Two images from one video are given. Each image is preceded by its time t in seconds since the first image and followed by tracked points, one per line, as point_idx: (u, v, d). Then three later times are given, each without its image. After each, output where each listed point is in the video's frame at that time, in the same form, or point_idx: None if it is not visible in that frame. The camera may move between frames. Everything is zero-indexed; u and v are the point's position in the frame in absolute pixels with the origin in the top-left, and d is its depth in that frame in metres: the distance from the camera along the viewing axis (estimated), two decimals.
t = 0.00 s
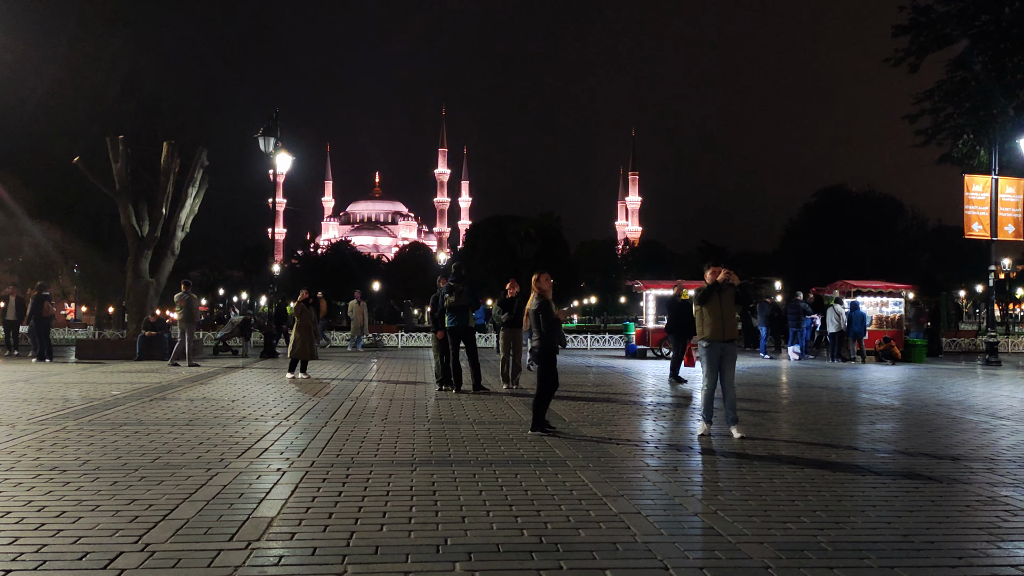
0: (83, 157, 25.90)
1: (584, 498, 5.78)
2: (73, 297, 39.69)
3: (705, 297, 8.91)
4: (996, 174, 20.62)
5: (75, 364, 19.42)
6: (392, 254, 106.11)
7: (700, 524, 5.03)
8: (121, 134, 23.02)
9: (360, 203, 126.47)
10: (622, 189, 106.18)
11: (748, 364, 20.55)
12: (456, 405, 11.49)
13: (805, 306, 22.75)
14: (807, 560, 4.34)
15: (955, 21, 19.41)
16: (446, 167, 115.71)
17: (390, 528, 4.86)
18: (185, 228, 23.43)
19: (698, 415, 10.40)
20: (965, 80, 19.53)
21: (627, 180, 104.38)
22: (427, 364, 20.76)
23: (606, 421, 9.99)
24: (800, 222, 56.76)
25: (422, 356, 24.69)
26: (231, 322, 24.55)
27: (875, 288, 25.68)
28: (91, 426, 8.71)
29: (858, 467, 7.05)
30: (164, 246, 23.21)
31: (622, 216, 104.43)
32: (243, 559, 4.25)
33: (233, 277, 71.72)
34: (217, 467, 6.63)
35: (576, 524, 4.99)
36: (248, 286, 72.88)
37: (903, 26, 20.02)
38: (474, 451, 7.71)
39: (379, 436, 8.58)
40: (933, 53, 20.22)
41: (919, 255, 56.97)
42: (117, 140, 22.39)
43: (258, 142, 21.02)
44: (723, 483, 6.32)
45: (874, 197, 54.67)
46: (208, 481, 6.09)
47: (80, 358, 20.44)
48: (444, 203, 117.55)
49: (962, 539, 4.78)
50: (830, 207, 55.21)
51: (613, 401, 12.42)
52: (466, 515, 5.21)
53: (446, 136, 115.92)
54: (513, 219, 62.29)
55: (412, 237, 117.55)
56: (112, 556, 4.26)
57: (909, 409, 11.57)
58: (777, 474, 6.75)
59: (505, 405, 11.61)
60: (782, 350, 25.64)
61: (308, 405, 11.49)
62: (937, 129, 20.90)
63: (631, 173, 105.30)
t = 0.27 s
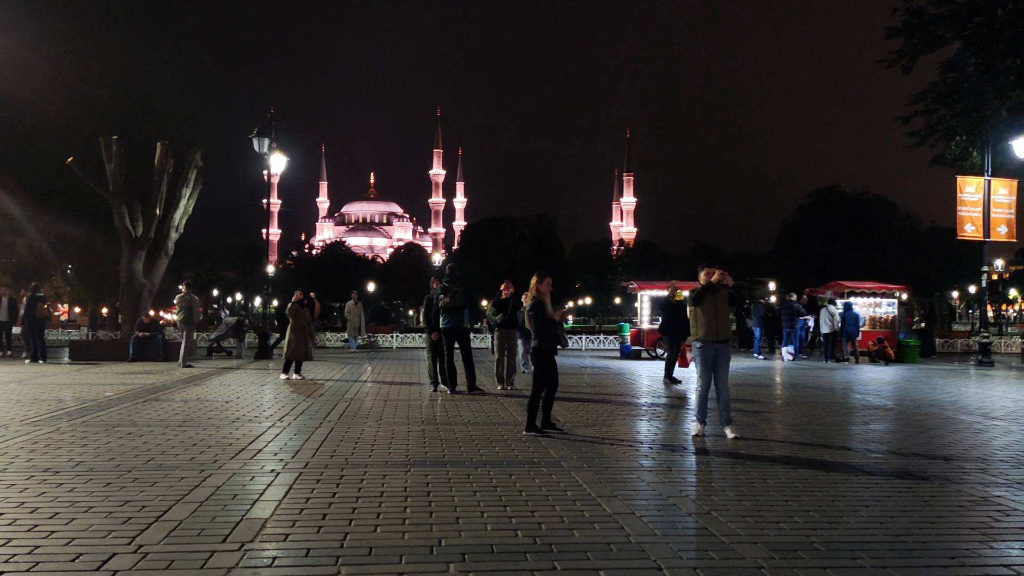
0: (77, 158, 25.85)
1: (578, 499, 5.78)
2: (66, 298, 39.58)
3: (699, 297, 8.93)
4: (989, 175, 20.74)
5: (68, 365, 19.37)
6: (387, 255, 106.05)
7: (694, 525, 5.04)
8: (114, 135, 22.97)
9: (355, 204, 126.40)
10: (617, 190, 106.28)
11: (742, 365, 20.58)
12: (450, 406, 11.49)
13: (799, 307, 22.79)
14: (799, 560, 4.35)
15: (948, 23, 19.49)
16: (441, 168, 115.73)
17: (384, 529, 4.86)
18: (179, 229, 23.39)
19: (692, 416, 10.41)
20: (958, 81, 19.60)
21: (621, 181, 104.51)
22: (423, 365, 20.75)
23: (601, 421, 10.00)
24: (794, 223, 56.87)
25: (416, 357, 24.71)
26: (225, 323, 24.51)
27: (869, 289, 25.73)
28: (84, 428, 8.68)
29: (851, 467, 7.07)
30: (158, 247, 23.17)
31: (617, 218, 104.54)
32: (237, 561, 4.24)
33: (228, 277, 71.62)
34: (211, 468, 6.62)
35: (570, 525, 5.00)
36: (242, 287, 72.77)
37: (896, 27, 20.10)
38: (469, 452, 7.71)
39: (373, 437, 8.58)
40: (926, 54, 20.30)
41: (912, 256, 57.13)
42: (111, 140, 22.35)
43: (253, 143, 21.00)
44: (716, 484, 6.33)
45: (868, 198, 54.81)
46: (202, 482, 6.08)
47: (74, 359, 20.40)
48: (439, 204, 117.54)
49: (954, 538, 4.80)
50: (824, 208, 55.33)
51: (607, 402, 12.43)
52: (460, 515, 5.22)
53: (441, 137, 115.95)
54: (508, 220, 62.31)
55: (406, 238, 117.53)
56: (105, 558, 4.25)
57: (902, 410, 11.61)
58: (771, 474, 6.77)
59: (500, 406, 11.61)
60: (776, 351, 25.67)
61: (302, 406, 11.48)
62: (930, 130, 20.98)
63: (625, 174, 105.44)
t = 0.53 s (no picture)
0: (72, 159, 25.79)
1: (574, 500, 5.78)
2: (61, 300, 39.46)
3: (695, 299, 8.93)
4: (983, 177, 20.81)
5: (62, 367, 19.31)
6: (382, 257, 105.96)
7: (691, 526, 5.05)
8: (109, 136, 22.91)
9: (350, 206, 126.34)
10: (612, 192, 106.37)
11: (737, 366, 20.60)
12: (446, 408, 11.49)
13: (794, 308, 22.82)
14: (795, 560, 4.35)
15: (942, 25, 19.53)
16: (437, 169, 115.73)
17: (380, 530, 4.86)
18: (175, 231, 23.35)
19: (688, 417, 10.43)
20: (952, 83, 19.65)
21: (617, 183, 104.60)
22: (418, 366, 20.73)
23: (597, 423, 10.00)
24: (790, 225, 56.95)
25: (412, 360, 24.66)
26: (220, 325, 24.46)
27: (864, 290, 25.78)
28: (78, 430, 8.67)
29: (847, 469, 7.09)
30: (154, 249, 23.12)
31: (612, 219, 104.61)
32: (232, 563, 4.23)
33: (223, 280, 71.50)
34: (206, 470, 6.61)
35: (566, 526, 5.00)
36: (237, 289, 72.66)
37: (891, 29, 20.16)
38: (465, 453, 7.71)
39: (369, 439, 8.57)
40: (920, 56, 20.36)
41: (907, 257, 57.26)
42: (105, 142, 22.30)
43: (248, 144, 20.99)
44: (712, 485, 6.34)
45: (864, 199, 54.90)
46: (197, 484, 6.07)
47: (69, 361, 20.35)
48: (435, 206, 117.51)
49: (949, 539, 4.82)
50: (819, 210, 55.43)
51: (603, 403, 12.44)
52: (457, 517, 5.22)
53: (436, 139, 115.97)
54: (503, 221, 62.35)
55: (402, 239, 117.45)
56: (100, 561, 4.24)
57: (898, 411, 11.64)
58: (766, 475, 6.78)
59: (495, 407, 11.62)
60: (771, 353, 25.70)
61: (298, 408, 11.47)
62: (925, 132, 21.04)
63: (621, 175, 105.54)
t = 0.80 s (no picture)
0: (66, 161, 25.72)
1: (572, 502, 5.79)
2: (55, 302, 39.34)
3: (692, 300, 8.95)
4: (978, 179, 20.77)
5: (57, 370, 19.25)
6: (378, 258, 105.88)
7: (689, 527, 5.05)
8: (104, 139, 22.86)
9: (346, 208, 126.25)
10: (608, 193, 106.39)
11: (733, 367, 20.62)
12: (442, 410, 11.48)
13: (790, 310, 22.84)
14: (793, 562, 4.37)
15: (937, 27, 19.56)
16: (432, 171, 115.68)
17: (378, 533, 4.86)
18: (170, 233, 23.31)
19: (684, 419, 10.44)
20: (947, 85, 19.67)
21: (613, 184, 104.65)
22: (414, 368, 20.71)
23: (594, 424, 10.01)
24: (785, 226, 57.01)
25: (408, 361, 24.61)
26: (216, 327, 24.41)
27: (859, 292, 25.79)
28: (75, 432, 8.65)
29: (843, 470, 7.10)
30: (149, 250, 23.07)
31: (608, 221, 104.65)
32: (230, 565, 4.23)
33: (218, 281, 71.38)
34: (203, 473, 6.59)
35: (564, 528, 5.00)
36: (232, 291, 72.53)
37: (886, 32, 20.19)
38: (462, 455, 7.71)
39: (365, 440, 8.57)
40: (915, 58, 20.38)
41: (903, 259, 57.33)
42: (100, 144, 22.24)
43: (244, 146, 20.95)
44: (710, 487, 6.34)
45: (859, 201, 54.96)
46: (195, 486, 6.07)
47: (64, 363, 20.30)
48: (430, 207, 117.45)
49: (946, 541, 4.83)
50: (814, 211, 55.48)
51: (600, 404, 12.45)
52: (455, 519, 5.22)
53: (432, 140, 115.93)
54: (499, 223, 62.31)
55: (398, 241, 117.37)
56: (98, 563, 4.23)
57: (893, 412, 11.65)
58: (763, 477, 6.78)
59: (492, 409, 11.61)
60: (767, 354, 25.72)
61: (294, 410, 11.46)
62: (920, 134, 21.07)
63: (617, 177, 105.60)
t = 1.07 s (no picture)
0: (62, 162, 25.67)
1: (570, 504, 5.79)
2: (51, 303, 39.25)
3: (689, 301, 8.96)
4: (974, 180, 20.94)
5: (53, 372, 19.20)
6: (374, 260, 105.84)
7: (688, 529, 5.06)
8: (100, 140, 22.81)
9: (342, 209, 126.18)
10: (604, 194, 106.48)
11: (729, 369, 20.64)
12: (439, 412, 11.48)
13: (786, 311, 22.86)
14: (791, 564, 4.37)
15: (933, 29, 19.60)
16: (428, 172, 115.67)
17: (377, 535, 4.86)
18: (166, 234, 23.28)
19: (681, 420, 10.44)
20: (942, 87, 19.71)
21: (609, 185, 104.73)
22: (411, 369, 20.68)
23: (592, 426, 10.02)
24: (781, 228, 57.07)
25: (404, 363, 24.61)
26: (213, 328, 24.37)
27: (856, 293, 25.82)
28: (73, 433, 8.65)
29: (840, 471, 7.12)
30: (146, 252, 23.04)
31: (605, 222, 104.70)
32: (228, 567, 4.23)
33: (214, 283, 71.27)
34: (201, 475, 6.59)
35: (563, 531, 5.01)
36: (228, 292, 72.44)
37: (882, 33, 20.23)
38: (459, 457, 7.72)
39: (362, 442, 8.57)
40: (911, 60, 20.42)
41: (898, 260, 57.42)
42: (96, 145, 22.19)
43: (240, 148, 20.92)
44: (708, 489, 6.35)
45: (855, 202, 55.04)
46: (193, 489, 6.06)
47: (60, 365, 20.25)
48: (427, 209, 117.44)
49: (944, 542, 4.84)
50: (810, 213, 55.55)
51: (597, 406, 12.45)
52: (454, 521, 5.22)
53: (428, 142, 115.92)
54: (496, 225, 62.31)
55: (394, 242, 117.30)
56: (97, 566, 4.22)
57: (890, 414, 11.67)
58: (760, 479, 6.79)
59: (489, 411, 11.59)
60: (764, 355, 25.74)
61: (291, 412, 11.45)
62: (916, 135, 21.11)
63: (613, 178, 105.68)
